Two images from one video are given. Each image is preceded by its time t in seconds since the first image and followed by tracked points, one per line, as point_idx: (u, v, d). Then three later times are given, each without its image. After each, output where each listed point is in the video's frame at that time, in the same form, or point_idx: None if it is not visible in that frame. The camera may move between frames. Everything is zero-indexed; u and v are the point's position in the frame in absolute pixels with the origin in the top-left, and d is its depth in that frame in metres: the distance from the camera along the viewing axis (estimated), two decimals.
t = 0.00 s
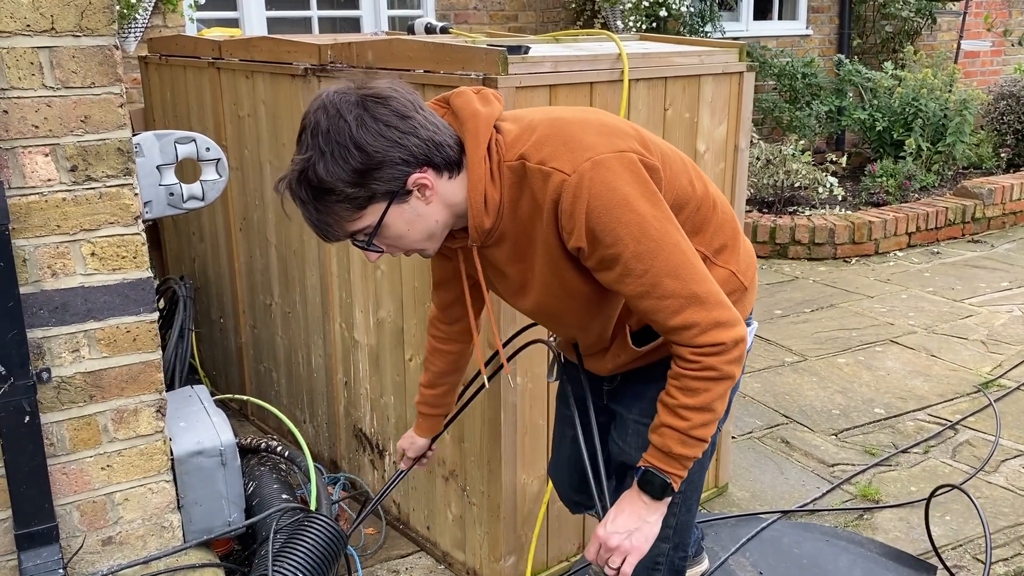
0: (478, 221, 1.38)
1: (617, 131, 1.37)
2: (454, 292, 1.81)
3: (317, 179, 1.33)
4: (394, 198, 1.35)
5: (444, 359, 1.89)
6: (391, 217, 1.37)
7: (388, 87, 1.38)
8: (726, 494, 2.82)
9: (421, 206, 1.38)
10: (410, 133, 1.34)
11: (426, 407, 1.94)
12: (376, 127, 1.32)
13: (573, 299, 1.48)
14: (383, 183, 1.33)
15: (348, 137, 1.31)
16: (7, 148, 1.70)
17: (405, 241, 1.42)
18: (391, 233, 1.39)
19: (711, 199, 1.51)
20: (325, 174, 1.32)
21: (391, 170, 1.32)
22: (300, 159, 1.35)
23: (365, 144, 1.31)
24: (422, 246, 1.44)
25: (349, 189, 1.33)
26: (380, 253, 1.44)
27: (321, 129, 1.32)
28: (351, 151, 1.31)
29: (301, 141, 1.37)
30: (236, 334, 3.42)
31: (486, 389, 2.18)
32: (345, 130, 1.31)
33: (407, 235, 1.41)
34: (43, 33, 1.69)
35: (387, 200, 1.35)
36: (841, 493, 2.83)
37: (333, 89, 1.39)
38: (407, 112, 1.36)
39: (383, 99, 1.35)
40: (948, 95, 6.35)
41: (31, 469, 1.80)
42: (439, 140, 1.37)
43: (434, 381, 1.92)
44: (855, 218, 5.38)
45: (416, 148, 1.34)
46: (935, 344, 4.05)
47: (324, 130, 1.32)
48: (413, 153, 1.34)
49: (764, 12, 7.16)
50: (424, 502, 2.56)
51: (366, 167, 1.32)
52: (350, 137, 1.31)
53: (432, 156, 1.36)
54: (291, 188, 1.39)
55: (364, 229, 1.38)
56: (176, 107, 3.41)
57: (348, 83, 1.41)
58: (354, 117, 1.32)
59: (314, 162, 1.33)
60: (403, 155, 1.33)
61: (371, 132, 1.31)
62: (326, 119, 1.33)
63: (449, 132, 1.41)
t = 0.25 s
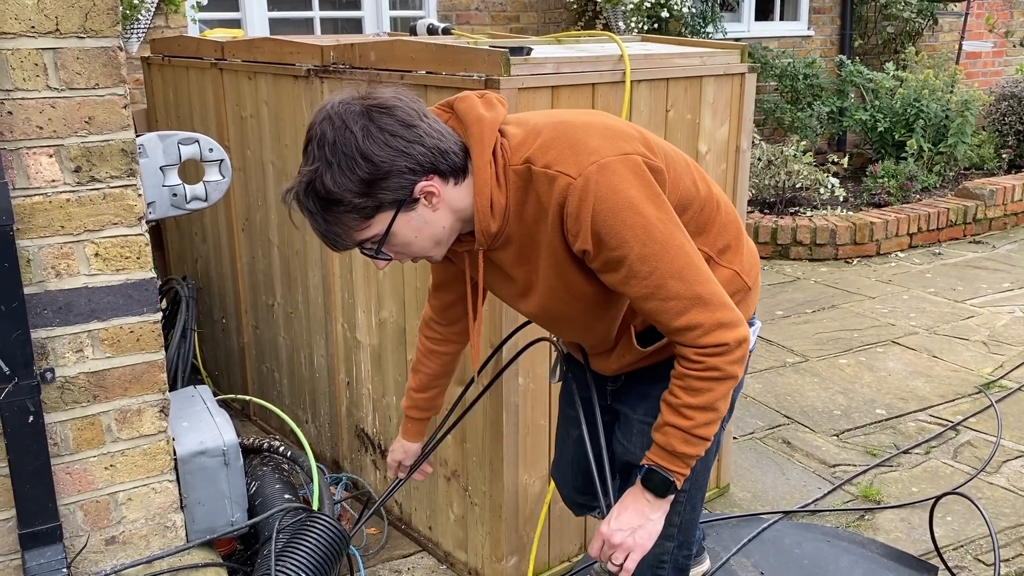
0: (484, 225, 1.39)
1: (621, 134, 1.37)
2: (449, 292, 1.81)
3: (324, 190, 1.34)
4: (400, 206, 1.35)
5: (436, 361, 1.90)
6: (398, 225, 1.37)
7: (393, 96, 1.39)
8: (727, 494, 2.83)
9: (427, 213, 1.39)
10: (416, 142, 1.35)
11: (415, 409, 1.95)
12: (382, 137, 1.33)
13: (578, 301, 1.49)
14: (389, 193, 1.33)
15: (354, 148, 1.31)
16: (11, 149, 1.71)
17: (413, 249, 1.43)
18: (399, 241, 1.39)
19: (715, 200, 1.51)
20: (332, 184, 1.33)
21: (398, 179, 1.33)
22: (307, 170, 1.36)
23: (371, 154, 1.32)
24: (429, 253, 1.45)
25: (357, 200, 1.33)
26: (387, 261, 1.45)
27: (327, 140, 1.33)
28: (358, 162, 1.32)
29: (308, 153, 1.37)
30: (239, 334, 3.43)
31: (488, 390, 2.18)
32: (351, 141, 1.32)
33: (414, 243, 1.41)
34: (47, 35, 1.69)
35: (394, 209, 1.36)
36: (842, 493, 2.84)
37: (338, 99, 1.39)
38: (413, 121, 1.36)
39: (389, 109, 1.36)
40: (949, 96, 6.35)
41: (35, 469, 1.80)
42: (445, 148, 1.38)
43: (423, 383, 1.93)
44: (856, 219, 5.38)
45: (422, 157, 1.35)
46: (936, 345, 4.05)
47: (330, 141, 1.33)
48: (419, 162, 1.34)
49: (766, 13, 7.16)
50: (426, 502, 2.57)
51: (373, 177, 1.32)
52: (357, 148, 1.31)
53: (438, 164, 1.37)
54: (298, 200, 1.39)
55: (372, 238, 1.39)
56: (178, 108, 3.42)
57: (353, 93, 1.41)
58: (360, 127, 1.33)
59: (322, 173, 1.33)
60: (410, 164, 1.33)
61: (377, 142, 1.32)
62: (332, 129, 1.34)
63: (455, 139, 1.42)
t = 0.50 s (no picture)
0: (483, 216, 1.39)
1: (622, 131, 1.38)
2: (453, 275, 1.83)
3: (321, 174, 1.34)
4: (397, 194, 1.36)
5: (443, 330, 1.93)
6: (394, 213, 1.38)
7: (395, 83, 1.39)
8: (728, 495, 2.83)
9: (425, 202, 1.39)
10: (416, 130, 1.35)
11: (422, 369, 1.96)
12: (382, 123, 1.33)
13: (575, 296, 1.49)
14: (387, 179, 1.34)
15: (353, 133, 1.32)
16: (13, 149, 1.71)
17: (408, 237, 1.43)
18: (394, 228, 1.40)
19: (713, 199, 1.52)
20: (330, 169, 1.33)
21: (396, 166, 1.33)
22: (305, 153, 1.37)
23: (370, 140, 1.32)
24: (425, 242, 1.46)
25: (353, 186, 1.34)
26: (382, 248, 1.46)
27: (326, 125, 1.33)
28: (356, 147, 1.32)
29: (307, 136, 1.37)
30: (240, 334, 3.43)
31: (488, 389, 2.19)
32: (351, 127, 1.32)
33: (410, 231, 1.42)
34: (49, 36, 1.70)
35: (391, 197, 1.36)
36: (842, 493, 2.84)
37: (340, 84, 1.39)
38: (414, 109, 1.37)
39: (390, 96, 1.36)
40: (950, 97, 6.35)
41: (36, 468, 1.80)
42: (445, 138, 1.38)
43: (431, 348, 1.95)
44: (857, 220, 5.38)
45: (421, 146, 1.35)
46: (937, 346, 4.05)
47: (329, 126, 1.33)
48: (418, 150, 1.35)
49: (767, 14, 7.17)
50: (427, 501, 2.57)
51: (371, 163, 1.33)
52: (356, 133, 1.32)
53: (438, 154, 1.37)
54: (295, 182, 1.40)
55: (367, 224, 1.39)
56: (180, 108, 3.43)
57: (355, 78, 1.41)
58: (360, 113, 1.33)
59: (319, 157, 1.34)
60: (408, 153, 1.34)
61: (377, 128, 1.32)
62: (332, 114, 1.34)
63: (456, 128, 1.42)
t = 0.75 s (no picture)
0: (474, 215, 1.41)
1: (617, 135, 1.37)
2: (451, 275, 1.83)
3: (319, 160, 1.34)
4: (395, 185, 1.36)
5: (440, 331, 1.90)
6: (390, 205, 1.38)
7: (397, 74, 1.39)
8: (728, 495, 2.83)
9: (420, 196, 1.39)
10: (417, 122, 1.35)
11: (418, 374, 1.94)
12: (384, 113, 1.33)
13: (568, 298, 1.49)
14: (385, 170, 1.34)
15: (354, 120, 1.32)
16: (15, 149, 1.72)
17: (401, 230, 1.43)
18: (388, 220, 1.40)
19: (707, 203, 1.51)
20: (329, 155, 1.33)
21: (395, 156, 1.33)
22: (303, 138, 1.36)
23: (371, 129, 1.32)
24: (417, 237, 1.46)
25: (351, 173, 1.33)
26: (374, 240, 1.45)
27: (327, 111, 1.33)
28: (356, 135, 1.32)
29: (306, 121, 1.37)
30: (240, 334, 3.44)
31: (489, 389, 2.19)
32: (352, 114, 1.32)
33: (405, 225, 1.42)
34: (50, 36, 1.70)
35: (388, 187, 1.36)
36: (843, 494, 2.84)
37: (342, 71, 1.39)
38: (415, 101, 1.37)
39: (392, 86, 1.36)
40: (951, 97, 6.35)
41: (37, 468, 1.81)
42: (444, 132, 1.39)
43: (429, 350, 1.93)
44: (858, 220, 5.38)
45: (421, 139, 1.35)
46: (938, 346, 4.05)
47: (330, 112, 1.33)
48: (418, 143, 1.35)
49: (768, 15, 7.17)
50: (427, 501, 2.57)
51: (370, 151, 1.33)
52: (357, 121, 1.32)
53: (436, 148, 1.37)
54: (290, 167, 1.39)
55: (362, 213, 1.39)
56: (181, 108, 3.43)
57: (358, 67, 1.41)
58: (362, 101, 1.33)
59: (318, 142, 1.34)
60: (408, 144, 1.34)
61: (378, 117, 1.32)
62: (333, 101, 1.34)
63: (455, 123, 1.43)
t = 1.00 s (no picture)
0: (466, 219, 1.40)
1: (607, 135, 1.37)
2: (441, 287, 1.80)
3: (342, 109, 1.29)
4: (416, 144, 1.34)
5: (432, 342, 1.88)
6: (409, 165, 1.34)
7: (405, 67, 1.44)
8: (728, 495, 2.83)
9: (435, 168, 1.37)
10: (430, 94, 1.39)
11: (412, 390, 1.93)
12: (406, 79, 1.36)
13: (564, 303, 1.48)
14: (410, 124, 1.33)
15: (379, 75, 1.32)
16: (14, 148, 1.72)
17: (412, 203, 1.36)
18: (404, 184, 1.34)
19: (701, 201, 1.51)
20: (356, 104, 1.29)
21: (418, 112, 1.33)
22: (323, 95, 1.31)
23: (398, 86, 1.33)
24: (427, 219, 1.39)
25: (378, 122, 1.30)
26: (382, 216, 1.35)
27: (349, 69, 1.32)
28: (382, 88, 1.32)
29: (319, 87, 1.34)
30: (240, 334, 3.44)
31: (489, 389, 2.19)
32: (375, 71, 1.33)
33: (419, 195, 1.36)
34: (50, 35, 1.70)
35: (409, 145, 1.33)
36: (843, 494, 2.84)
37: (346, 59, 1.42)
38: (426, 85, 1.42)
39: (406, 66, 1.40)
40: (952, 97, 6.34)
41: (36, 467, 1.81)
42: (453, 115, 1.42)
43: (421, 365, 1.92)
44: (859, 220, 5.38)
45: (438, 109, 1.38)
46: (938, 346, 4.04)
47: (355, 70, 1.32)
48: (435, 112, 1.38)
49: (769, 15, 7.17)
50: (427, 501, 2.57)
51: (395, 104, 1.32)
52: (381, 77, 1.32)
53: (448, 121, 1.39)
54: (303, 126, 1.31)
55: (380, 172, 1.32)
56: (181, 108, 3.44)
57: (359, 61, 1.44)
58: (385, 66, 1.35)
59: (343, 94, 1.30)
60: (428, 109, 1.36)
61: (402, 80, 1.35)
62: (351, 65, 1.34)
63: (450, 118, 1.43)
